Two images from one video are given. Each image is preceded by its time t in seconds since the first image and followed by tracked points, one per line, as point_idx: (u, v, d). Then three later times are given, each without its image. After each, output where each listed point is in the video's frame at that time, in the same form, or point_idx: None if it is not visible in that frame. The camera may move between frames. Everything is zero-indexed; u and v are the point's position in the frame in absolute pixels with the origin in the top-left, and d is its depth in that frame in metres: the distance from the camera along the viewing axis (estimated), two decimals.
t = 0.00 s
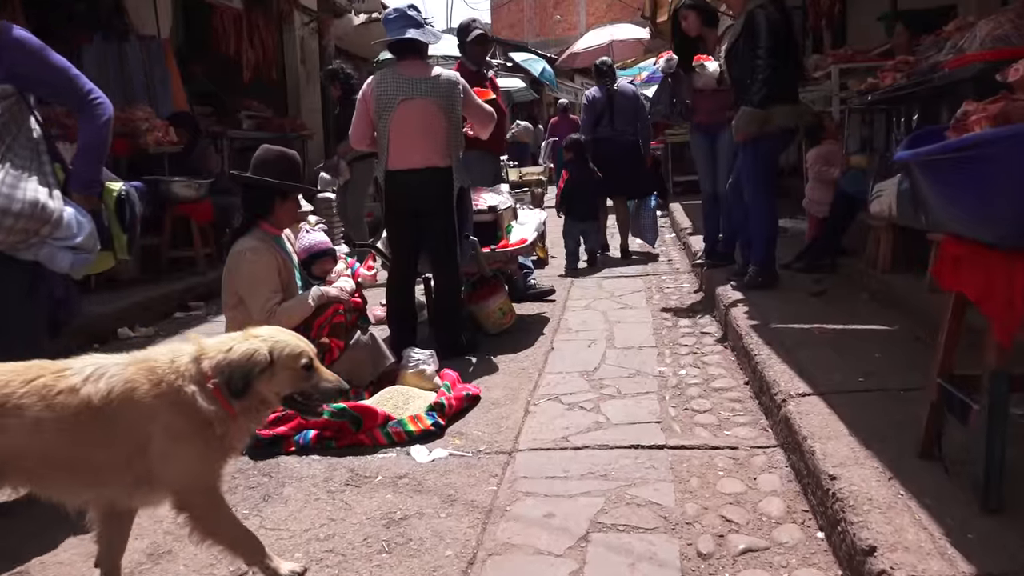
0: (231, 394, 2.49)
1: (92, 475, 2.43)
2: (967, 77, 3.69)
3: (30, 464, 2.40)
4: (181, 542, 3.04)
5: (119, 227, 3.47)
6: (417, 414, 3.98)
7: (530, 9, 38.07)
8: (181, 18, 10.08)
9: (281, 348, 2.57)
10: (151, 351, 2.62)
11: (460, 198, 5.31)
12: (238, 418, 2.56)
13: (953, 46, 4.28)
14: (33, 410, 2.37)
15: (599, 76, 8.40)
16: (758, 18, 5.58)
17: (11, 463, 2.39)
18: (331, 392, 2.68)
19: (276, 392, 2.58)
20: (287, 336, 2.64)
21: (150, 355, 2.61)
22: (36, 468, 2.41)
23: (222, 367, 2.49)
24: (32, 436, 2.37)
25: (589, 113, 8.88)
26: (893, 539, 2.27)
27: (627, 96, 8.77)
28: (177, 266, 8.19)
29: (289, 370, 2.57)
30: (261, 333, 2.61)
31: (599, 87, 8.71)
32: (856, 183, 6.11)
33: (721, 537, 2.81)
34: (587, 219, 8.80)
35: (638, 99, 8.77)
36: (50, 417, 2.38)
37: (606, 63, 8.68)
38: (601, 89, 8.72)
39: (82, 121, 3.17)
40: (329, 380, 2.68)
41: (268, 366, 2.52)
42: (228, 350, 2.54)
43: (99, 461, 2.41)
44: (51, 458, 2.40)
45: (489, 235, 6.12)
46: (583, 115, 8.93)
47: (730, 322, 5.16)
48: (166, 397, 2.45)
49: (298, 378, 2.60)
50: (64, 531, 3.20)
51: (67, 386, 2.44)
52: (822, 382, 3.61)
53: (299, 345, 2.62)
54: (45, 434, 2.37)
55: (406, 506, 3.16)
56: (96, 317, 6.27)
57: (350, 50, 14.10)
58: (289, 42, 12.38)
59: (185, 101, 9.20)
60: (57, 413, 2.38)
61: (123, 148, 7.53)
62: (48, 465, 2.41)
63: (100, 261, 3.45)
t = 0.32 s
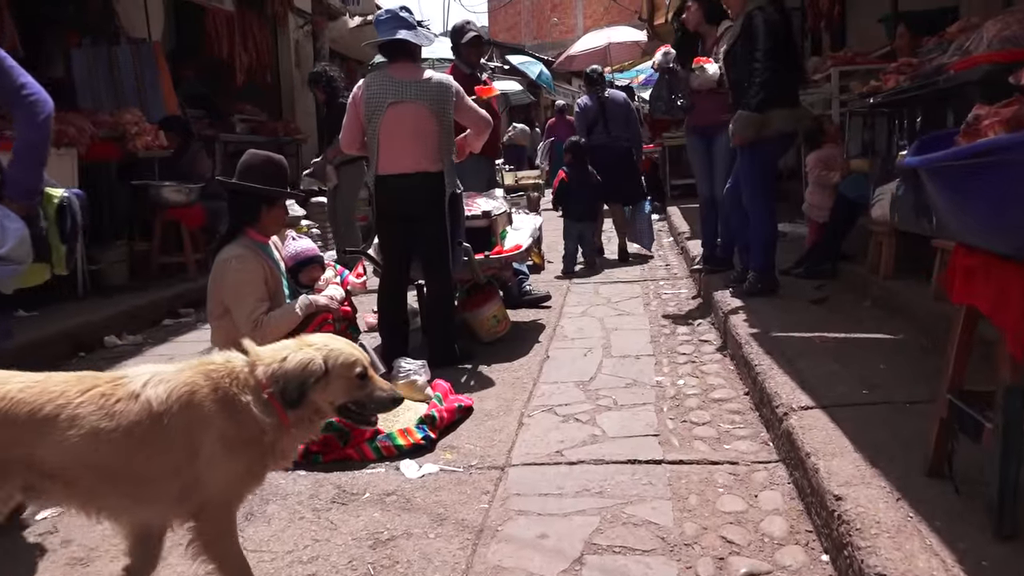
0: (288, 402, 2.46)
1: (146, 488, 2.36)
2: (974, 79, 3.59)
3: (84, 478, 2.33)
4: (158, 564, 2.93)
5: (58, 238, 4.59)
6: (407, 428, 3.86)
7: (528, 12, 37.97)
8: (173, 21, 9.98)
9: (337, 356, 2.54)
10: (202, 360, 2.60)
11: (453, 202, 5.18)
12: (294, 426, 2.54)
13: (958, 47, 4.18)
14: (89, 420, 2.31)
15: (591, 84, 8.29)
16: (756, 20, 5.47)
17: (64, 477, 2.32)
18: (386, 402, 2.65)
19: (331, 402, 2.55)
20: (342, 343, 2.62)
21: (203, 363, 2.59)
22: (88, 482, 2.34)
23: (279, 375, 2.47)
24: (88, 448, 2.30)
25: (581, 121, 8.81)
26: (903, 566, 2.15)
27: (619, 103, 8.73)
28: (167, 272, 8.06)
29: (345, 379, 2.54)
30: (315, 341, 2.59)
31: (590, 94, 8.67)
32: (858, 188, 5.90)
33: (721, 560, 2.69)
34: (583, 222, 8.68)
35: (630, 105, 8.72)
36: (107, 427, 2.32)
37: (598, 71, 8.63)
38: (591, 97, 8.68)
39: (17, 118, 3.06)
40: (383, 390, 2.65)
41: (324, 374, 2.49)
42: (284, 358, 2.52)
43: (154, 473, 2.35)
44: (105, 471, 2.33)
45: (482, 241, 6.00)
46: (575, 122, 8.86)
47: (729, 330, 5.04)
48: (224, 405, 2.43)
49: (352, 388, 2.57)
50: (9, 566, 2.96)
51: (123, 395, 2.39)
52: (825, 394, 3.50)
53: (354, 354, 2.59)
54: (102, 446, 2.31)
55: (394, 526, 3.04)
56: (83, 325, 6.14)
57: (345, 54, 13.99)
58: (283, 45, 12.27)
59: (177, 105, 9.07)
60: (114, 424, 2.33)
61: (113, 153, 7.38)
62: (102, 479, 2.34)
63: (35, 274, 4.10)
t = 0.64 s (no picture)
0: (325, 397, 2.48)
1: (186, 491, 2.35)
2: (978, 81, 3.50)
3: (124, 484, 2.31)
4: None
5: None
6: (396, 441, 3.75)
7: (522, 15, 37.90)
8: (162, 22, 9.86)
9: (374, 349, 2.56)
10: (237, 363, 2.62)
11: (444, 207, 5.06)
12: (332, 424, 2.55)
13: (961, 48, 4.09)
14: (130, 423, 2.31)
15: (580, 88, 8.27)
16: (752, 21, 5.37)
17: (105, 484, 2.30)
18: (425, 394, 2.64)
19: (369, 396, 2.56)
20: (378, 337, 2.64)
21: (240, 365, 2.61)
22: (128, 488, 2.32)
23: (315, 370, 2.49)
24: (129, 452, 2.29)
25: (572, 122, 8.79)
26: None
27: (607, 105, 8.70)
28: (154, 278, 7.93)
29: (383, 372, 2.56)
30: (351, 335, 2.61)
31: (579, 96, 8.66)
32: (856, 193, 5.85)
33: None
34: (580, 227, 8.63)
35: (619, 107, 8.70)
36: (147, 430, 2.32)
37: (585, 74, 8.60)
38: (580, 99, 8.66)
39: None
40: (421, 383, 2.64)
41: (362, 367, 2.51)
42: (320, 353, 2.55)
43: (193, 475, 2.34)
44: (146, 476, 2.32)
45: (475, 246, 5.89)
46: (566, 124, 8.85)
47: (727, 338, 4.94)
48: (263, 406, 2.44)
49: (390, 381, 2.58)
50: None
51: (162, 397, 2.40)
52: (827, 406, 3.39)
53: (391, 347, 2.60)
54: (143, 449, 2.30)
55: (381, 545, 2.92)
56: (66, 333, 6.00)
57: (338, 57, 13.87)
58: (275, 48, 12.15)
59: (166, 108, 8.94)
60: (153, 425, 2.32)
61: (99, 157, 7.25)
62: (142, 484, 2.32)
63: None
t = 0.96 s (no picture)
0: (379, 399, 2.44)
1: (239, 493, 2.33)
2: (992, 80, 3.39)
3: (183, 482, 2.29)
4: None
5: None
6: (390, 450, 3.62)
7: (520, 17, 37.76)
8: (155, 21, 9.73)
9: (426, 349, 2.53)
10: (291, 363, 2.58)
11: (441, 209, 4.94)
12: (383, 427, 2.52)
13: (972, 47, 3.98)
14: (192, 422, 2.29)
15: (572, 89, 8.27)
16: (755, 19, 5.26)
17: (166, 481, 2.29)
18: (474, 392, 2.62)
19: (422, 395, 2.54)
20: (428, 337, 2.60)
21: (295, 365, 2.57)
22: (186, 487, 2.30)
23: (369, 372, 2.45)
24: (190, 452, 2.27)
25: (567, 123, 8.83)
26: None
27: (602, 105, 8.72)
28: (146, 281, 7.80)
29: (435, 373, 2.53)
30: (401, 335, 2.56)
31: (573, 96, 8.65)
32: (860, 195, 5.77)
33: None
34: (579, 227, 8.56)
35: (614, 106, 8.67)
36: (208, 430, 2.29)
37: (579, 73, 8.59)
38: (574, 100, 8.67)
39: None
40: (470, 380, 2.63)
41: (415, 369, 2.47)
42: (373, 354, 2.50)
43: (248, 478, 2.32)
44: (204, 476, 2.30)
45: (472, 249, 5.78)
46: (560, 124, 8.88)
47: (730, 343, 4.82)
48: (318, 413, 2.40)
49: (441, 380, 2.56)
50: None
51: (222, 396, 2.37)
52: (836, 414, 3.27)
53: (442, 346, 2.57)
54: (202, 449, 2.27)
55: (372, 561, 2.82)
56: (54, 336, 5.86)
57: (334, 58, 13.74)
58: (271, 48, 12.04)
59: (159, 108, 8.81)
60: (213, 425, 2.29)
61: (89, 157, 7.10)
62: (200, 484, 2.30)
63: None
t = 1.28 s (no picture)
0: (438, 391, 2.43)
1: (304, 482, 2.35)
2: None
3: (251, 472, 2.31)
4: None
5: None
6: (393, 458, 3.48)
7: (528, 17, 37.53)
8: (160, 19, 9.63)
9: (485, 344, 2.52)
10: (349, 351, 2.56)
11: (447, 209, 4.81)
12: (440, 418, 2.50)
13: (1000, 40, 3.83)
14: (254, 413, 2.30)
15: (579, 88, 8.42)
16: (770, 13, 5.12)
17: (236, 471, 2.30)
18: (528, 389, 2.60)
19: (476, 389, 2.52)
20: (485, 330, 2.58)
21: (351, 353, 2.56)
22: (251, 477, 2.31)
23: (429, 364, 2.44)
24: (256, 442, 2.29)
25: (575, 126, 8.99)
26: None
27: (609, 108, 8.84)
28: (149, 282, 7.70)
29: (493, 366, 2.53)
30: (461, 328, 2.55)
31: (580, 100, 8.83)
32: (878, 194, 5.67)
33: None
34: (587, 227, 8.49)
35: (621, 109, 8.78)
36: (270, 420, 2.30)
37: (584, 79, 8.85)
38: (582, 103, 8.85)
39: None
40: (525, 377, 2.61)
41: (476, 363, 2.47)
42: (432, 346, 2.48)
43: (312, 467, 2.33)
44: (270, 465, 2.31)
45: (479, 249, 5.65)
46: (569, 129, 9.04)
47: (745, 346, 4.68)
48: (377, 403, 2.38)
49: (497, 374, 2.55)
50: None
51: (281, 386, 2.37)
52: (860, 422, 3.13)
53: (499, 341, 2.56)
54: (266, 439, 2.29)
55: None
56: (55, 337, 5.75)
57: (341, 57, 13.63)
58: (277, 48, 11.94)
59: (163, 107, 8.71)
60: (274, 416, 2.30)
61: (92, 156, 7.02)
62: (264, 474, 2.32)
63: None
